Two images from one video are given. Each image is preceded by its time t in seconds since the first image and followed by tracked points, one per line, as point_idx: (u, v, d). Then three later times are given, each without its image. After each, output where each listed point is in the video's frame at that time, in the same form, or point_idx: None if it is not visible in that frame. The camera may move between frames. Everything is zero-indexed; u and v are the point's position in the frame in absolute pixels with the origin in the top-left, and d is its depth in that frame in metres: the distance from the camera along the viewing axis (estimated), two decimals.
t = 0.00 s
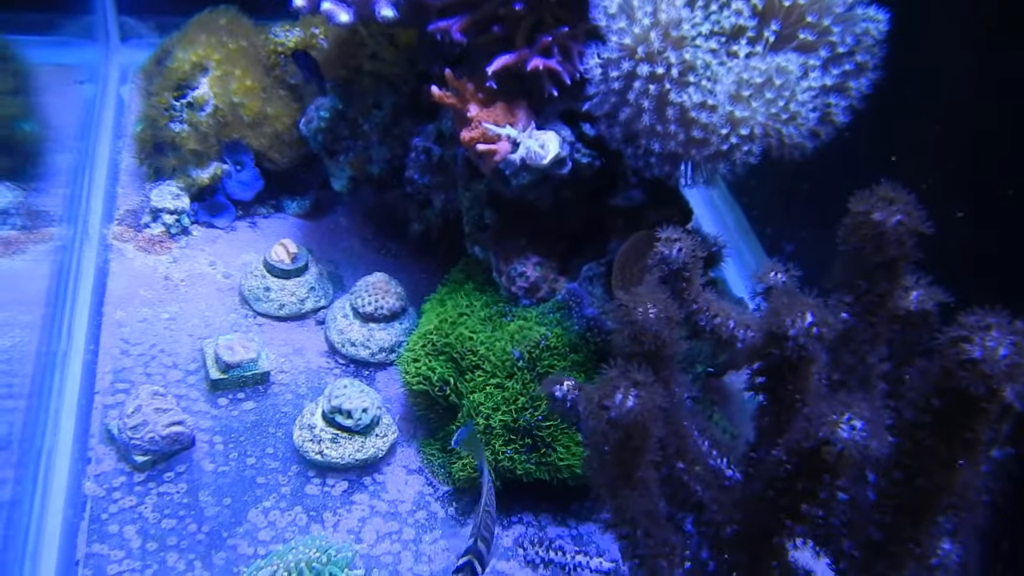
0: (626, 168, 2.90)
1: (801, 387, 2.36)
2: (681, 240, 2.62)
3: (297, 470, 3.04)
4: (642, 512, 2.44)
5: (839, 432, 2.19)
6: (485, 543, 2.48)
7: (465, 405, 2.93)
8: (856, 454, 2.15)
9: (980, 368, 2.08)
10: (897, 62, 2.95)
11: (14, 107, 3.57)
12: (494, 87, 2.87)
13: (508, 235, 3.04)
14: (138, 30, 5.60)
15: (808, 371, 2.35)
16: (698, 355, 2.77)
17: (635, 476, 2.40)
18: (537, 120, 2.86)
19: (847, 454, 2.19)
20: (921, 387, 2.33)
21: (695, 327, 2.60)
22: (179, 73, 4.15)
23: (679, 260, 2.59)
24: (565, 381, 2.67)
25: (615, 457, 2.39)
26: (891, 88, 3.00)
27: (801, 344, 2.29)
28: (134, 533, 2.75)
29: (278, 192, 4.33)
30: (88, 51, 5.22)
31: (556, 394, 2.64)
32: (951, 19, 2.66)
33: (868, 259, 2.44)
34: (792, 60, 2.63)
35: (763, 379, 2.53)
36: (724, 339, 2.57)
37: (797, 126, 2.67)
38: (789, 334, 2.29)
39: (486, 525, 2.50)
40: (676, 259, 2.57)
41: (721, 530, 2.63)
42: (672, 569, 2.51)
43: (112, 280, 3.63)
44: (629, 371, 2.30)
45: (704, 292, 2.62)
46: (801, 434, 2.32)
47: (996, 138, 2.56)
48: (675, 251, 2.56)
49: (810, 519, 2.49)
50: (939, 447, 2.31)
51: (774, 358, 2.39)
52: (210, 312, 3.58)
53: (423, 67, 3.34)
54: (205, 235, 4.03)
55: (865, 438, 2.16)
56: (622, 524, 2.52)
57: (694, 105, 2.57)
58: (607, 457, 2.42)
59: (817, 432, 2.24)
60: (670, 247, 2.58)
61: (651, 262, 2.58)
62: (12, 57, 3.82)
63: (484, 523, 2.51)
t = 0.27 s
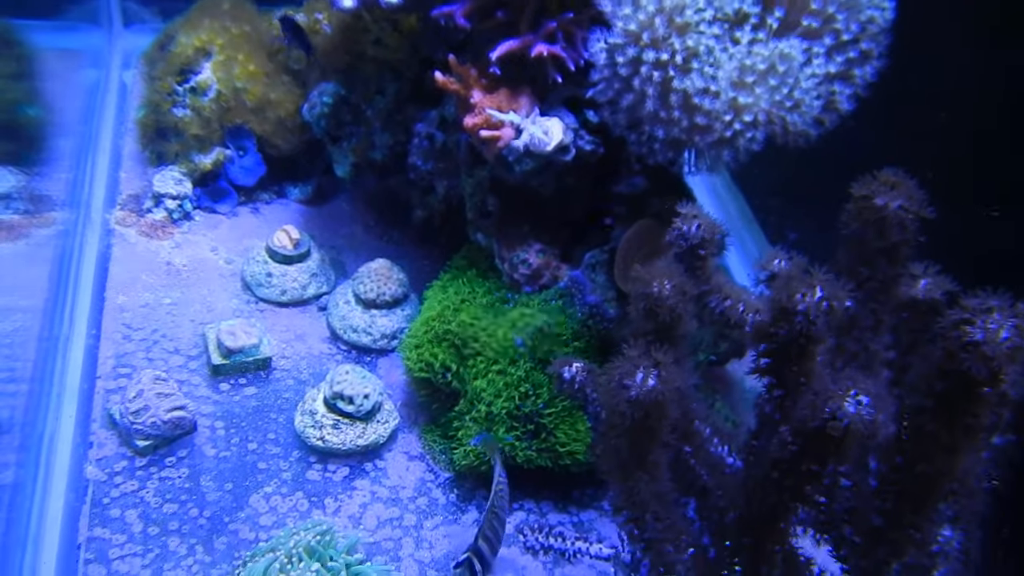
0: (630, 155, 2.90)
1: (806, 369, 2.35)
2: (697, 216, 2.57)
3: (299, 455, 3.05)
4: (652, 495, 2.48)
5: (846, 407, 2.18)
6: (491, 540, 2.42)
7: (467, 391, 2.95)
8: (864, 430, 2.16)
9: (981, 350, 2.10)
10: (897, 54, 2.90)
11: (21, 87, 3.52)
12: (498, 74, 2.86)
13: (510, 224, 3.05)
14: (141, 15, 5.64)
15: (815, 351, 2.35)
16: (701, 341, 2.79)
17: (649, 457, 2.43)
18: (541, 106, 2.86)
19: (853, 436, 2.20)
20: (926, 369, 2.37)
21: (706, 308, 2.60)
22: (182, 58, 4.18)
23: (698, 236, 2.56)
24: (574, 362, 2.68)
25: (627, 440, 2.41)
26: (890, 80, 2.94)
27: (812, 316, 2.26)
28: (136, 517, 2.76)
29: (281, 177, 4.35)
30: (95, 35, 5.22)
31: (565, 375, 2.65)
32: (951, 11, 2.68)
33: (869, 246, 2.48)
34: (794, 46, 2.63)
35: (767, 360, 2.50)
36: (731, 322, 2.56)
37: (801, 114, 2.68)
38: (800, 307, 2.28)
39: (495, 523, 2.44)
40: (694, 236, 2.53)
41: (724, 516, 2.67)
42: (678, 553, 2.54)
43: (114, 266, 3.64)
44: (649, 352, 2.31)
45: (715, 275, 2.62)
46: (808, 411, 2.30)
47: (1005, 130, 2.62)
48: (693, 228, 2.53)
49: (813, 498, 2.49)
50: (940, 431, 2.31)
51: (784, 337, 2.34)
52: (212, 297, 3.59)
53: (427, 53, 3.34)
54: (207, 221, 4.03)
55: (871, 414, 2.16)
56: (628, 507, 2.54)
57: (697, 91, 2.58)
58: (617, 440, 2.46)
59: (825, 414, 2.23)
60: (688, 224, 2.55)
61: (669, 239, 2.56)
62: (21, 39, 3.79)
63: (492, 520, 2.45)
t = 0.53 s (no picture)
0: (632, 138, 2.90)
1: (807, 352, 2.36)
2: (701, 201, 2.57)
3: (302, 437, 3.07)
4: (657, 473, 2.50)
5: (850, 387, 2.20)
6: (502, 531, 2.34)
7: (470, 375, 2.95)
8: (867, 412, 2.18)
9: (980, 332, 2.13)
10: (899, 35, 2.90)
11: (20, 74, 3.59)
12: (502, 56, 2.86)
13: (513, 207, 3.06)
14: None
15: (815, 335, 2.36)
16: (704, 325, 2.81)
17: (654, 432, 2.43)
18: (545, 89, 2.85)
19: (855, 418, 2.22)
20: (925, 352, 2.37)
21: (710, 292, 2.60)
22: (185, 41, 4.18)
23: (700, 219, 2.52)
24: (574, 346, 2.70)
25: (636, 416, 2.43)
26: (891, 65, 2.94)
27: (809, 302, 2.28)
28: (140, 498, 2.79)
29: (284, 161, 4.31)
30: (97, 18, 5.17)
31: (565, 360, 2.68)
32: None
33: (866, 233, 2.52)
34: (796, 30, 2.63)
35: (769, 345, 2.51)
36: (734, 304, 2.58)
37: (804, 98, 2.66)
38: (796, 294, 2.30)
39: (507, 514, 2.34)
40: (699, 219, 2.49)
41: (726, 498, 2.69)
42: (681, 534, 2.55)
43: (117, 249, 3.62)
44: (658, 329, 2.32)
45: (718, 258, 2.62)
46: (811, 391, 2.33)
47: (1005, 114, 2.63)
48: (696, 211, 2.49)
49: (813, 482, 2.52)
50: (939, 414, 2.33)
51: (784, 320, 2.36)
52: (215, 280, 3.59)
53: (430, 36, 3.35)
54: (210, 203, 4.02)
55: (874, 394, 2.18)
56: (635, 486, 2.57)
57: (696, 75, 2.58)
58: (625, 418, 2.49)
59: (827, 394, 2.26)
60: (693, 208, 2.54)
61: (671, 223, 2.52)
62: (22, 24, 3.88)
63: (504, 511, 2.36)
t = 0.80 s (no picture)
0: (638, 115, 2.88)
1: (807, 331, 2.36)
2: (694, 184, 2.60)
3: (305, 413, 3.14)
4: (657, 447, 2.51)
5: (851, 367, 2.19)
6: (507, 507, 2.33)
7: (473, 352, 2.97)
8: (867, 391, 2.18)
9: (982, 309, 2.11)
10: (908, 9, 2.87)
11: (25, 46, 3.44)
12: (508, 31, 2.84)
13: (517, 183, 3.07)
14: None
15: (814, 315, 2.35)
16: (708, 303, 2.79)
17: (651, 404, 2.45)
18: (550, 65, 2.83)
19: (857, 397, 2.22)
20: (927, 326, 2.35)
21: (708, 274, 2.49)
22: (189, 14, 4.13)
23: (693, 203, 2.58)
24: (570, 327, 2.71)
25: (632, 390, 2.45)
26: (896, 42, 2.92)
27: (803, 289, 2.27)
28: (144, 472, 2.84)
29: (287, 136, 4.32)
30: None
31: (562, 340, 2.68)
32: None
33: (867, 214, 2.50)
34: (802, 5, 2.62)
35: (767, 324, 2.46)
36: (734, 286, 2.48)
37: (811, 75, 2.67)
38: (791, 281, 2.28)
39: (513, 490, 2.33)
40: (691, 202, 2.54)
41: (728, 473, 2.70)
42: (682, 508, 2.57)
43: (121, 224, 3.65)
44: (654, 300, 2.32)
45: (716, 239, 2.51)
46: (813, 369, 2.32)
47: (1008, 92, 2.60)
48: (690, 194, 2.55)
49: (815, 458, 2.54)
50: (945, 391, 2.29)
51: (782, 300, 2.34)
52: (218, 256, 3.63)
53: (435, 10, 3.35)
54: (214, 177, 4.07)
55: (875, 374, 2.17)
56: (635, 461, 2.59)
57: (700, 52, 2.57)
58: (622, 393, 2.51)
59: (829, 373, 2.26)
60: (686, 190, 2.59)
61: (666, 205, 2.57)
62: None
63: (509, 487, 2.34)
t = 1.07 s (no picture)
0: (640, 93, 2.86)
1: (805, 312, 2.32)
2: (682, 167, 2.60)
3: (306, 391, 3.16)
4: (651, 425, 2.45)
5: (844, 349, 2.20)
6: (502, 480, 2.58)
7: (473, 330, 2.98)
8: (862, 373, 2.17)
9: (987, 288, 2.08)
10: None
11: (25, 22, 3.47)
12: (510, 9, 2.82)
13: (518, 163, 3.08)
14: None
15: (812, 297, 2.31)
16: (707, 285, 2.68)
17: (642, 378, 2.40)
18: (552, 44, 2.84)
19: (851, 379, 2.24)
20: (927, 305, 2.33)
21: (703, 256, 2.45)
22: None
23: (682, 186, 2.55)
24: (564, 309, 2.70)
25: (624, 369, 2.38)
26: (902, 20, 2.87)
27: (798, 276, 2.27)
28: (144, 450, 2.84)
29: (288, 115, 4.45)
30: None
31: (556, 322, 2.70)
32: None
33: (866, 196, 2.37)
34: None
35: (764, 306, 2.46)
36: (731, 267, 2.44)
37: (814, 54, 2.64)
38: (785, 267, 2.29)
39: (508, 465, 2.58)
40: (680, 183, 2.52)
41: (727, 453, 2.67)
42: (679, 488, 2.55)
43: (121, 201, 3.66)
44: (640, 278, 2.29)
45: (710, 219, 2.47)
46: (807, 352, 2.33)
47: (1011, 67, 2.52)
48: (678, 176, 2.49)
49: (815, 440, 2.58)
50: (944, 369, 2.29)
51: (777, 285, 2.33)
52: (219, 234, 3.66)
53: None
54: (215, 155, 4.10)
55: (869, 355, 2.17)
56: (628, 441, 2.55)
57: (703, 33, 2.56)
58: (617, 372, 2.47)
59: (824, 355, 2.28)
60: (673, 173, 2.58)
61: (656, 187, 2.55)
62: None
63: (506, 462, 2.60)
